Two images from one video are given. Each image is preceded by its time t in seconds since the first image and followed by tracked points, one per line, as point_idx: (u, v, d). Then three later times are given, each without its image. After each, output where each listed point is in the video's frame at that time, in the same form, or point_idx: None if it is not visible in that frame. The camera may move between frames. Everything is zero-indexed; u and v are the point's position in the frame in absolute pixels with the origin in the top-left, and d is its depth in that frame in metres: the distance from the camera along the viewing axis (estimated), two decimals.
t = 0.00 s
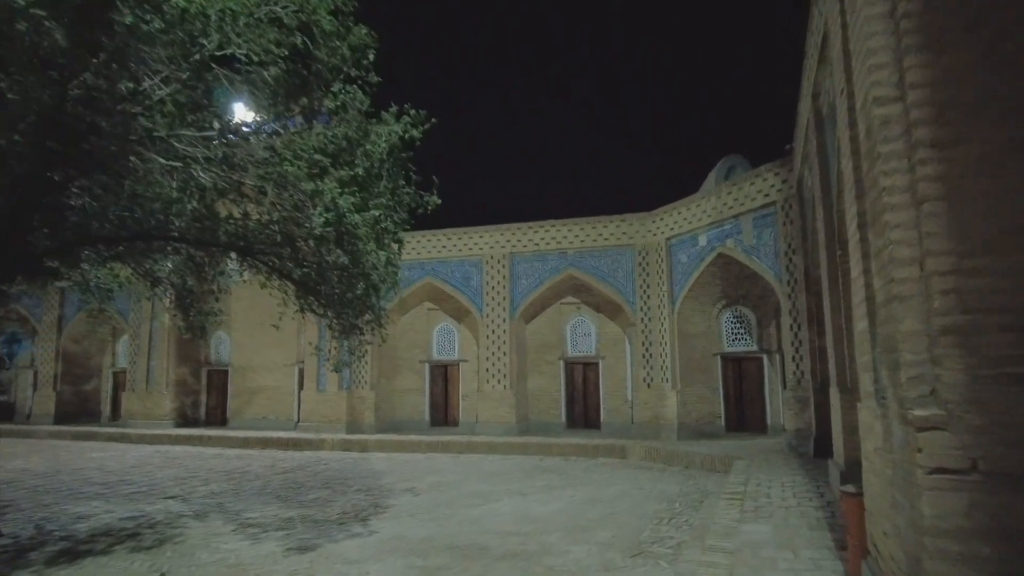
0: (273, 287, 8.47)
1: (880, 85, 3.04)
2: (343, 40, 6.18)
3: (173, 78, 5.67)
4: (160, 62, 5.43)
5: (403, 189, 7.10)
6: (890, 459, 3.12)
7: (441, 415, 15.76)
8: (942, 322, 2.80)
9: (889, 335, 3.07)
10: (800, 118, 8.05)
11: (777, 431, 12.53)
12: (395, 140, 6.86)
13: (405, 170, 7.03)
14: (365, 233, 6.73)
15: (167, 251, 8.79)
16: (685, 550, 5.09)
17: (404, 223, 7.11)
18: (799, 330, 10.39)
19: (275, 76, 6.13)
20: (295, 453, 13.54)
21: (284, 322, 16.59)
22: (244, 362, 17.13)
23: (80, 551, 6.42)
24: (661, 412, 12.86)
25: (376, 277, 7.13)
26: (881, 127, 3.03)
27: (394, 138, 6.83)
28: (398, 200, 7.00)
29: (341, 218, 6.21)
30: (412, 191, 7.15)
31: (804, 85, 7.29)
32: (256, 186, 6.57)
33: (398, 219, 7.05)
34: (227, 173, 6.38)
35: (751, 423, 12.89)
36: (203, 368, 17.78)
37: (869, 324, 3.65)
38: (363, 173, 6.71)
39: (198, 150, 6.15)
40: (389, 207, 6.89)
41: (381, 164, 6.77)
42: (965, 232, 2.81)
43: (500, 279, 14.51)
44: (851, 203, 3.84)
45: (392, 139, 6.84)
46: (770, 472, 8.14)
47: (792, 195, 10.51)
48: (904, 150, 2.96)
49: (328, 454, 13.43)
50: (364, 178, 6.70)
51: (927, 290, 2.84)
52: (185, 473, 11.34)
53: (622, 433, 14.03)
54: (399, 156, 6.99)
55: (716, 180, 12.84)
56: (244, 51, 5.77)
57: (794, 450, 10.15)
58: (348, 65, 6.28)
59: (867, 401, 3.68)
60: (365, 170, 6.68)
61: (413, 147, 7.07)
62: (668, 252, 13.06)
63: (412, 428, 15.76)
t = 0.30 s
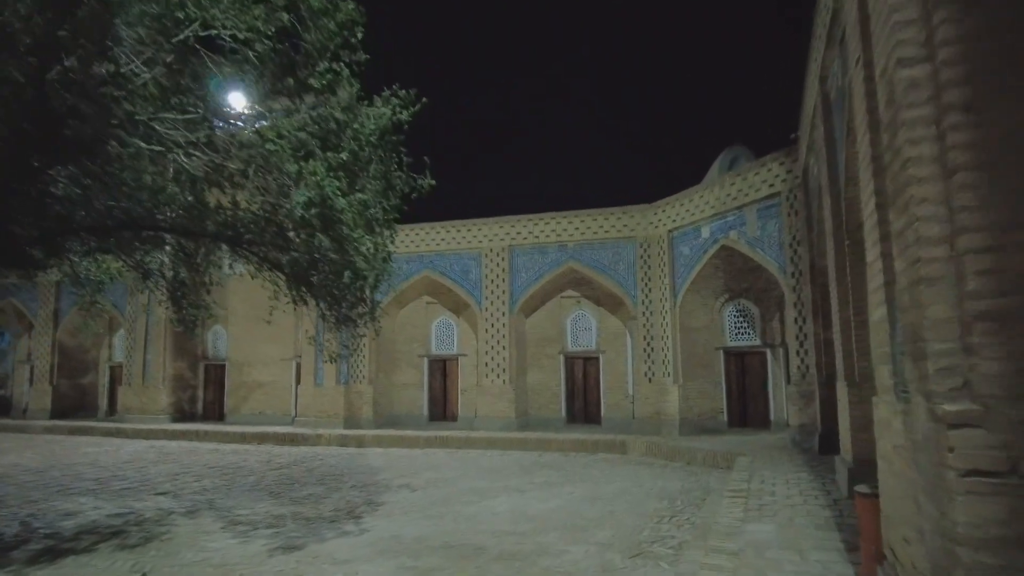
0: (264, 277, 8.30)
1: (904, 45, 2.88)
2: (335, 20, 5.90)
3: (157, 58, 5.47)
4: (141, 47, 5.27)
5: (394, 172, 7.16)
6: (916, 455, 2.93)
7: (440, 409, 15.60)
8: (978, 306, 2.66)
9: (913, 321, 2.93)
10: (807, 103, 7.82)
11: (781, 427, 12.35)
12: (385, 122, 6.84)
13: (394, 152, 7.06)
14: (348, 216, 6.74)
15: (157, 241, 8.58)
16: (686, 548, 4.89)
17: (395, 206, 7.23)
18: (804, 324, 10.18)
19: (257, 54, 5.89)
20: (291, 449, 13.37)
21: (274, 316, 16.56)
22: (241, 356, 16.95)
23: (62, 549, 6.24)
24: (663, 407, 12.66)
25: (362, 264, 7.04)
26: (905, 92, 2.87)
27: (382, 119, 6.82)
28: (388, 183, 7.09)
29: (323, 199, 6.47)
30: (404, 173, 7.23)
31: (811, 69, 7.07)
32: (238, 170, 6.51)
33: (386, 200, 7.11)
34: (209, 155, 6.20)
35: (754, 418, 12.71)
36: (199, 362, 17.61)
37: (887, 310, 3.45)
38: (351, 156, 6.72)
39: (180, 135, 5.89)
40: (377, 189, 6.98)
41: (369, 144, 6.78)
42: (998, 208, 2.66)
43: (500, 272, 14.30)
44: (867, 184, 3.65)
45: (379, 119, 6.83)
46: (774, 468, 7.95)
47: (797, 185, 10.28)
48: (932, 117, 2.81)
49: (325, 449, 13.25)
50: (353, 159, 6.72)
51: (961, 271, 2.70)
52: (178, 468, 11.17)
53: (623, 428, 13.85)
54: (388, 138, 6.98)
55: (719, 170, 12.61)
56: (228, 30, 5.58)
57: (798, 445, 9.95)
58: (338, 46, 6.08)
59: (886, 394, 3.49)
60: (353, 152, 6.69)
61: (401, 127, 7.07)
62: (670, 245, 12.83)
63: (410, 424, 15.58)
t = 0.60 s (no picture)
0: (254, 270, 8.12)
1: (933, 14, 2.73)
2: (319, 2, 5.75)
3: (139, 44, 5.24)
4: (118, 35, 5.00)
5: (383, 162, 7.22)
6: (946, 461, 2.75)
7: (438, 407, 15.41)
8: (1014, 300, 2.51)
9: (939, 315, 2.77)
10: (813, 93, 7.61)
11: (783, 425, 12.15)
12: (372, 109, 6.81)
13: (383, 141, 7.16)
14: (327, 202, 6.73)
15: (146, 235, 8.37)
16: (688, 554, 4.69)
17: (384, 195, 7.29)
18: (807, 321, 9.97)
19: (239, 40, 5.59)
20: (286, 447, 13.16)
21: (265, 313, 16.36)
22: (237, 353, 16.75)
23: (42, 553, 6.04)
24: (663, 405, 12.46)
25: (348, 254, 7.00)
26: (935, 60, 2.72)
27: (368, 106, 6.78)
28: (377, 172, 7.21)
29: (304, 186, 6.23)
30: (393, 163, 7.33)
31: (816, 58, 6.87)
32: (219, 160, 6.29)
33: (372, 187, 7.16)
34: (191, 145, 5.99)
35: (756, 417, 12.52)
36: (195, 359, 17.41)
37: (907, 304, 3.25)
38: (338, 144, 6.60)
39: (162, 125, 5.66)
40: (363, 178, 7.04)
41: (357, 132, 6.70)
42: None
43: (498, 268, 14.08)
44: (885, 168, 3.46)
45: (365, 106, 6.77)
46: (777, 469, 7.74)
47: (800, 179, 10.07)
48: (966, 88, 2.66)
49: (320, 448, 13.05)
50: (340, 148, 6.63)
51: (999, 261, 2.55)
52: (170, 467, 10.99)
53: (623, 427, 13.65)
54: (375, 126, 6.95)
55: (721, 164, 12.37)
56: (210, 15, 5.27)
57: (801, 444, 9.76)
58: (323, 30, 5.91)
59: (909, 396, 3.29)
60: (339, 140, 6.58)
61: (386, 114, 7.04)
62: (671, 241, 12.60)
63: (406, 422, 15.38)
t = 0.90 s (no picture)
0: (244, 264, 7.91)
1: None
2: None
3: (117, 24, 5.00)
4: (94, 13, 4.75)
5: (374, 150, 7.04)
6: (974, 459, 2.57)
7: (435, 403, 15.23)
8: None
9: (974, 296, 2.58)
10: (817, 79, 7.39)
11: (786, 422, 11.98)
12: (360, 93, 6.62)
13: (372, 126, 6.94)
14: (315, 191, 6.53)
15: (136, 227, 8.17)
16: (689, 556, 4.51)
17: (374, 183, 7.13)
18: (811, 315, 9.76)
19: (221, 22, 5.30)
20: (282, 444, 12.98)
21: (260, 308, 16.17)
22: (232, 348, 16.56)
23: (22, 553, 5.85)
24: (663, 401, 12.27)
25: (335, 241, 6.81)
26: (972, 13, 2.48)
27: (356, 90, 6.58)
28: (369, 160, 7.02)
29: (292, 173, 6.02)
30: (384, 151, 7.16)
31: (823, 41, 6.64)
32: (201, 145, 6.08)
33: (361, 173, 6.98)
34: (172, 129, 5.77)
35: (758, 413, 12.35)
36: (191, 354, 17.24)
37: (931, 291, 3.06)
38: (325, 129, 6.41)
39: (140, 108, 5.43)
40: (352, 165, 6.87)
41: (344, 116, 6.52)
42: None
43: (497, 263, 13.87)
44: (906, 141, 3.23)
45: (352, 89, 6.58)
46: (780, 466, 7.55)
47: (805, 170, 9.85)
48: (1008, 41, 2.40)
49: (315, 444, 12.87)
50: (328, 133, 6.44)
51: None
52: (163, 464, 10.81)
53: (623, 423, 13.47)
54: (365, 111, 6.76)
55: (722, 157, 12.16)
56: None
57: (804, 441, 9.57)
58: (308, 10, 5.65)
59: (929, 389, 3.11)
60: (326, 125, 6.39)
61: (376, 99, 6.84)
62: (672, 234, 12.40)
63: (404, 418, 15.20)
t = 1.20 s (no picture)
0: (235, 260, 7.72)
1: None
2: None
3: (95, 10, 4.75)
4: None
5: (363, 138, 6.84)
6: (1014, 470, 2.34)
7: (435, 402, 15.05)
8: None
9: (1018, 286, 2.34)
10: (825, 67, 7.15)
11: (792, 421, 11.78)
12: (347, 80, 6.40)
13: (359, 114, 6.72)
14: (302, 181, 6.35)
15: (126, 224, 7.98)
16: (693, 565, 4.29)
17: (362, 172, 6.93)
18: (818, 312, 9.51)
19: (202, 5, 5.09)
20: (279, 444, 12.78)
21: (258, 306, 15.98)
22: (230, 347, 16.37)
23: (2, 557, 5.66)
24: (667, 400, 12.04)
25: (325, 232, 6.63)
26: None
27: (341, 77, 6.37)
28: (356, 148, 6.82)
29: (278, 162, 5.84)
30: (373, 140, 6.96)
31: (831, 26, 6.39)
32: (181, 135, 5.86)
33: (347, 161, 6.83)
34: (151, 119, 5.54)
35: (763, 413, 12.14)
36: (189, 353, 17.08)
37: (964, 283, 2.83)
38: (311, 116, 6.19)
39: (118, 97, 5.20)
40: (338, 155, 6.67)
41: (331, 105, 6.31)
42: None
43: (497, 260, 13.65)
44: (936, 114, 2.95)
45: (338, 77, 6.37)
46: (786, 468, 7.33)
47: (811, 163, 9.61)
48: None
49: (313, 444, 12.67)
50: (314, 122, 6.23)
51: None
52: (156, 464, 10.62)
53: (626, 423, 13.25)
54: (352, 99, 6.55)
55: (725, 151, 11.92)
56: None
57: (811, 442, 9.34)
58: None
59: (961, 391, 2.88)
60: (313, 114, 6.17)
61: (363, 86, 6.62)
62: (674, 229, 12.17)
63: (403, 417, 14.99)
